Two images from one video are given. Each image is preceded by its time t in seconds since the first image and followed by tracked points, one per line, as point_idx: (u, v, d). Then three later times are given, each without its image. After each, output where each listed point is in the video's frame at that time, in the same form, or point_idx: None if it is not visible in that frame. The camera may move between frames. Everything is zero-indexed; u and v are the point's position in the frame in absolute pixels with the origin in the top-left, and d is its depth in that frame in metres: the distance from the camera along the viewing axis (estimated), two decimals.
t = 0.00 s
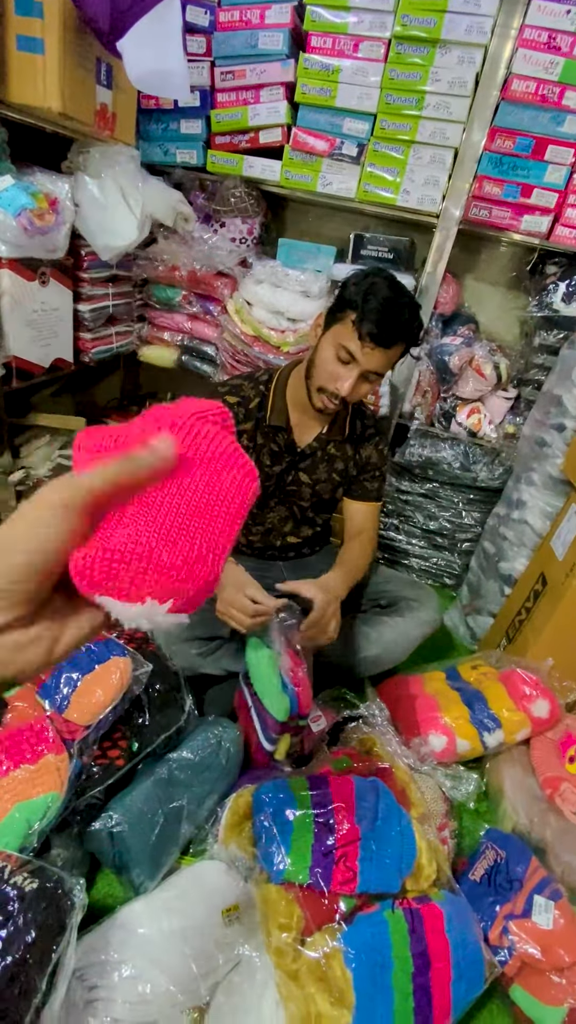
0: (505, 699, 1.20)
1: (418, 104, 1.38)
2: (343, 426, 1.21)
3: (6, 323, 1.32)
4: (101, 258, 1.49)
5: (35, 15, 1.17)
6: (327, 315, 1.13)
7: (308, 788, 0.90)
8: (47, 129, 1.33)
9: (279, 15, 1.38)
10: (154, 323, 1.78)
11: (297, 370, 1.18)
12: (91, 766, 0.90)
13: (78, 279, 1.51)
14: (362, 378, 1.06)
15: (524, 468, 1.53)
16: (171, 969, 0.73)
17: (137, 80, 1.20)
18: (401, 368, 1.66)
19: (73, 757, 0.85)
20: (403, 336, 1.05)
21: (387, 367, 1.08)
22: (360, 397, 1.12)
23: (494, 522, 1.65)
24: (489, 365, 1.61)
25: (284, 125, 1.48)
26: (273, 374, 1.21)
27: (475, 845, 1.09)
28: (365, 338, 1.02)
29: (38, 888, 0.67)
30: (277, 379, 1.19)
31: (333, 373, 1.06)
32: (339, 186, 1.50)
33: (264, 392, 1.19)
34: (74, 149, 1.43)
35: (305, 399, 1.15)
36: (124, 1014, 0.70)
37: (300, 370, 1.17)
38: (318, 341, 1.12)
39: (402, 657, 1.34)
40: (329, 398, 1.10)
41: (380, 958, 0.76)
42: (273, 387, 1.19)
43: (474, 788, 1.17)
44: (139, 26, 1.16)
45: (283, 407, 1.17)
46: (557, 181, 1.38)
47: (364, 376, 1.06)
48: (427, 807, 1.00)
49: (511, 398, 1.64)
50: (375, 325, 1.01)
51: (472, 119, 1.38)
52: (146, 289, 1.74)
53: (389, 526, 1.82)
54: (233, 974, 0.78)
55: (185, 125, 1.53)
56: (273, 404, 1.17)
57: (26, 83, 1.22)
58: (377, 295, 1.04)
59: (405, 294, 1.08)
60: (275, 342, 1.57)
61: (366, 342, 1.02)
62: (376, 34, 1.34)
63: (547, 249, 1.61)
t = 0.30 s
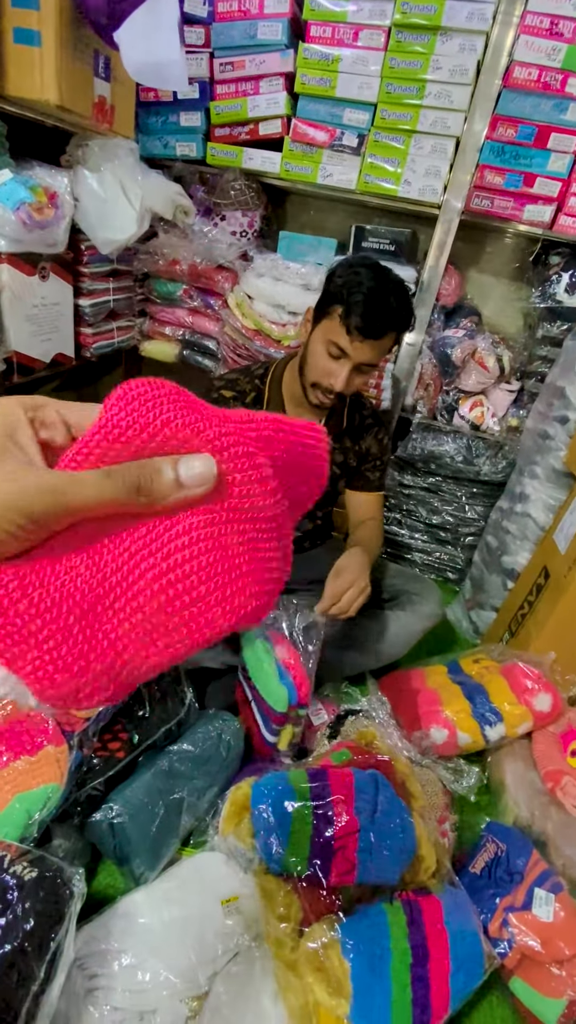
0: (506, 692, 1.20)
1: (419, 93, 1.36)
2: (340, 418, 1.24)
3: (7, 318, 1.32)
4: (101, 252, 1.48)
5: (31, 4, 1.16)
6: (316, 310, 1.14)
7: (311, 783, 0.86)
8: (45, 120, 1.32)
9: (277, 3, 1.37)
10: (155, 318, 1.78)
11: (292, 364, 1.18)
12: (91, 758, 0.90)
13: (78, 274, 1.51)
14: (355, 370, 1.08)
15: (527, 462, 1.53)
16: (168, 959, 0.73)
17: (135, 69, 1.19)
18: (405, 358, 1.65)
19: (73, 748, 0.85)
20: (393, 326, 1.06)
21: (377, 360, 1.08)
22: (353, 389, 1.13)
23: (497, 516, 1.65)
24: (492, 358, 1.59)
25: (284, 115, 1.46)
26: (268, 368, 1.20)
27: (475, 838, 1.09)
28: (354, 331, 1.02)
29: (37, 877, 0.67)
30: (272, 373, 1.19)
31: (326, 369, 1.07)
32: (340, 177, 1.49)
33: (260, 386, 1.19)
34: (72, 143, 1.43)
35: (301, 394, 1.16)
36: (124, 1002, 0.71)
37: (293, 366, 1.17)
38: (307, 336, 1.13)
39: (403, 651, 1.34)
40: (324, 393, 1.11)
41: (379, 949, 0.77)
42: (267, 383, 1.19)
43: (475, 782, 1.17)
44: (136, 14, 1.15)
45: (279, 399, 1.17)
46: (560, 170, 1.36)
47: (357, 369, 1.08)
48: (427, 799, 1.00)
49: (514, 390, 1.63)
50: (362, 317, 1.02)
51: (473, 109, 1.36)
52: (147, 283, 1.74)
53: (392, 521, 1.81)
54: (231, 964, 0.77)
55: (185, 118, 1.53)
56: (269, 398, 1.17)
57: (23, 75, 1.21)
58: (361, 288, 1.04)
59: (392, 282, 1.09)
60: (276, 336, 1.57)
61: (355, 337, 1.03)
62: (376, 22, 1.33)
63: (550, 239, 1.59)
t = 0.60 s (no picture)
0: (510, 686, 1.20)
1: (421, 86, 1.36)
2: (338, 410, 1.27)
3: (9, 315, 1.32)
4: (103, 249, 1.48)
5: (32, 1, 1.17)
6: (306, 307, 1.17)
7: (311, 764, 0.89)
8: (46, 117, 1.32)
9: None
10: (157, 314, 1.78)
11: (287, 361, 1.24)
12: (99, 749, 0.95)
13: (81, 270, 1.51)
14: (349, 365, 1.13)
15: (530, 456, 1.53)
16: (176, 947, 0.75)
17: (136, 65, 1.19)
18: (406, 354, 1.66)
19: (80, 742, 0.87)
20: (384, 316, 1.09)
21: (370, 353, 1.14)
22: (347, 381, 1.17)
23: (499, 511, 1.65)
24: (494, 351, 1.57)
25: (285, 110, 1.46)
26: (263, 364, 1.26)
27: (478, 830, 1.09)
28: (343, 328, 1.05)
29: (46, 868, 0.69)
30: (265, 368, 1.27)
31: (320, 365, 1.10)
32: (342, 171, 1.48)
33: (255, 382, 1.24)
34: (73, 140, 1.43)
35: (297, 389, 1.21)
36: (132, 990, 0.72)
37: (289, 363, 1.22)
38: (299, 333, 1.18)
39: (406, 645, 1.34)
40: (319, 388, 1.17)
41: (384, 939, 0.77)
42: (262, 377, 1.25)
43: (478, 775, 1.17)
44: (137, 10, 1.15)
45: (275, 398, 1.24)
46: (563, 163, 1.35)
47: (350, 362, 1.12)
48: (431, 791, 1.01)
49: (517, 384, 1.62)
50: (351, 312, 1.05)
51: (475, 102, 1.35)
52: (149, 279, 1.74)
53: (395, 516, 1.82)
54: (238, 952, 0.75)
55: (186, 112, 1.52)
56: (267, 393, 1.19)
57: (23, 70, 1.21)
58: (349, 281, 1.07)
59: (379, 269, 1.11)
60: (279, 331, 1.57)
61: (346, 331, 1.06)
62: (377, 14, 1.32)
63: (553, 233, 1.58)
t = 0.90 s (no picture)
0: (510, 682, 1.20)
1: (421, 76, 1.34)
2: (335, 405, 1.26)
3: (8, 311, 1.31)
4: (101, 243, 1.47)
5: None
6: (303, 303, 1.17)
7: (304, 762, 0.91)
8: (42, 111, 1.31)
9: None
10: (156, 309, 1.78)
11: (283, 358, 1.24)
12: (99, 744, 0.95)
13: (79, 265, 1.50)
14: (346, 360, 1.12)
15: (532, 450, 1.51)
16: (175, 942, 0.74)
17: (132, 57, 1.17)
18: (407, 349, 1.63)
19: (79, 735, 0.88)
20: (383, 309, 1.09)
21: (369, 347, 1.11)
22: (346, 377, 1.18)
23: (501, 505, 1.64)
24: (495, 346, 1.57)
25: (284, 101, 1.45)
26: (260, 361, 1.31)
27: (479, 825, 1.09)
28: (341, 323, 1.05)
29: (45, 862, 0.71)
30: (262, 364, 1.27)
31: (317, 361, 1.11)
32: (341, 163, 1.47)
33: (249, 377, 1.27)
34: (71, 134, 1.42)
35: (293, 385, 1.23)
36: (132, 983, 0.72)
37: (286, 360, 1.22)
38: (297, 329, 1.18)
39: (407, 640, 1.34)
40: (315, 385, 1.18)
41: (384, 933, 0.78)
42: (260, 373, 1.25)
43: (479, 769, 1.17)
44: None
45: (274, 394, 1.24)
46: (564, 153, 1.34)
47: (347, 360, 1.12)
48: (431, 786, 1.01)
49: (519, 378, 1.60)
50: (348, 307, 1.04)
51: (476, 94, 1.34)
52: (148, 274, 1.73)
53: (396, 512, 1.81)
54: (237, 946, 0.75)
55: (184, 106, 1.52)
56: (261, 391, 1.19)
57: (19, 63, 1.20)
58: (345, 275, 1.07)
59: (376, 266, 1.12)
60: (278, 325, 1.56)
61: (343, 326, 1.06)
62: (376, 4, 1.31)
63: (555, 225, 1.57)
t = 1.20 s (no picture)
0: (515, 679, 1.19)
1: (425, 67, 1.32)
2: (342, 405, 1.27)
3: (8, 306, 1.31)
4: (102, 238, 1.46)
5: None
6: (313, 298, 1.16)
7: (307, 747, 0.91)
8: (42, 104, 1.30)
9: None
10: (157, 305, 1.77)
11: (290, 354, 1.24)
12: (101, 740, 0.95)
13: (79, 260, 1.49)
14: (359, 359, 1.13)
15: (536, 446, 1.50)
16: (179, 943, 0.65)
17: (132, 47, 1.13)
18: (410, 344, 1.62)
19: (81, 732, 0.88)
20: (396, 309, 1.09)
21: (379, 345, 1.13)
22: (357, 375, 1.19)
23: (504, 502, 1.61)
24: (499, 340, 1.57)
25: (286, 93, 1.43)
26: (267, 356, 1.28)
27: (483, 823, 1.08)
28: (356, 320, 1.05)
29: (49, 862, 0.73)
30: (270, 362, 1.25)
31: (328, 358, 1.13)
32: (344, 156, 1.45)
33: (258, 374, 1.25)
34: (71, 126, 1.40)
35: (301, 382, 1.24)
36: (136, 983, 0.68)
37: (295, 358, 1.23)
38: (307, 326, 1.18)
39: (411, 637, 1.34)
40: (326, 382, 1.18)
41: (389, 932, 0.77)
42: (266, 371, 1.24)
43: (483, 767, 1.16)
44: None
45: (278, 391, 1.23)
46: (570, 145, 1.32)
47: (359, 358, 1.13)
48: (435, 784, 1.01)
49: (522, 373, 1.60)
50: (363, 304, 1.04)
51: (480, 84, 1.32)
52: (149, 269, 1.72)
53: (399, 509, 1.80)
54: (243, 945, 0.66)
55: (184, 98, 1.50)
56: (267, 391, 1.21)
57: (18, 55, 1.19)
58: (360, 272, 1.06)
59: (391, 261, 1.10)
60: (281, 320, 1.55)
61: (357, 325, 1.06)
62: None
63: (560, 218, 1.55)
